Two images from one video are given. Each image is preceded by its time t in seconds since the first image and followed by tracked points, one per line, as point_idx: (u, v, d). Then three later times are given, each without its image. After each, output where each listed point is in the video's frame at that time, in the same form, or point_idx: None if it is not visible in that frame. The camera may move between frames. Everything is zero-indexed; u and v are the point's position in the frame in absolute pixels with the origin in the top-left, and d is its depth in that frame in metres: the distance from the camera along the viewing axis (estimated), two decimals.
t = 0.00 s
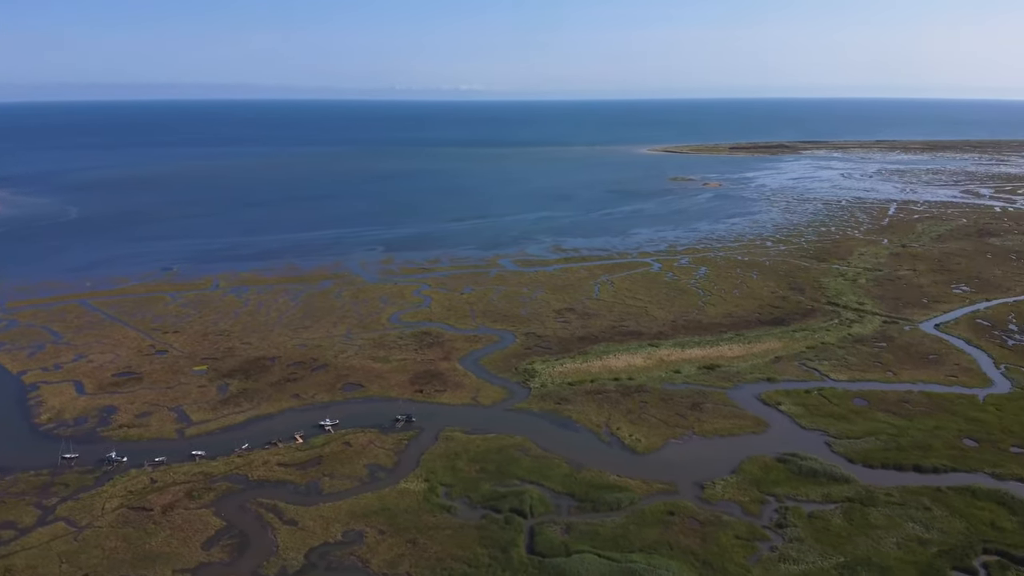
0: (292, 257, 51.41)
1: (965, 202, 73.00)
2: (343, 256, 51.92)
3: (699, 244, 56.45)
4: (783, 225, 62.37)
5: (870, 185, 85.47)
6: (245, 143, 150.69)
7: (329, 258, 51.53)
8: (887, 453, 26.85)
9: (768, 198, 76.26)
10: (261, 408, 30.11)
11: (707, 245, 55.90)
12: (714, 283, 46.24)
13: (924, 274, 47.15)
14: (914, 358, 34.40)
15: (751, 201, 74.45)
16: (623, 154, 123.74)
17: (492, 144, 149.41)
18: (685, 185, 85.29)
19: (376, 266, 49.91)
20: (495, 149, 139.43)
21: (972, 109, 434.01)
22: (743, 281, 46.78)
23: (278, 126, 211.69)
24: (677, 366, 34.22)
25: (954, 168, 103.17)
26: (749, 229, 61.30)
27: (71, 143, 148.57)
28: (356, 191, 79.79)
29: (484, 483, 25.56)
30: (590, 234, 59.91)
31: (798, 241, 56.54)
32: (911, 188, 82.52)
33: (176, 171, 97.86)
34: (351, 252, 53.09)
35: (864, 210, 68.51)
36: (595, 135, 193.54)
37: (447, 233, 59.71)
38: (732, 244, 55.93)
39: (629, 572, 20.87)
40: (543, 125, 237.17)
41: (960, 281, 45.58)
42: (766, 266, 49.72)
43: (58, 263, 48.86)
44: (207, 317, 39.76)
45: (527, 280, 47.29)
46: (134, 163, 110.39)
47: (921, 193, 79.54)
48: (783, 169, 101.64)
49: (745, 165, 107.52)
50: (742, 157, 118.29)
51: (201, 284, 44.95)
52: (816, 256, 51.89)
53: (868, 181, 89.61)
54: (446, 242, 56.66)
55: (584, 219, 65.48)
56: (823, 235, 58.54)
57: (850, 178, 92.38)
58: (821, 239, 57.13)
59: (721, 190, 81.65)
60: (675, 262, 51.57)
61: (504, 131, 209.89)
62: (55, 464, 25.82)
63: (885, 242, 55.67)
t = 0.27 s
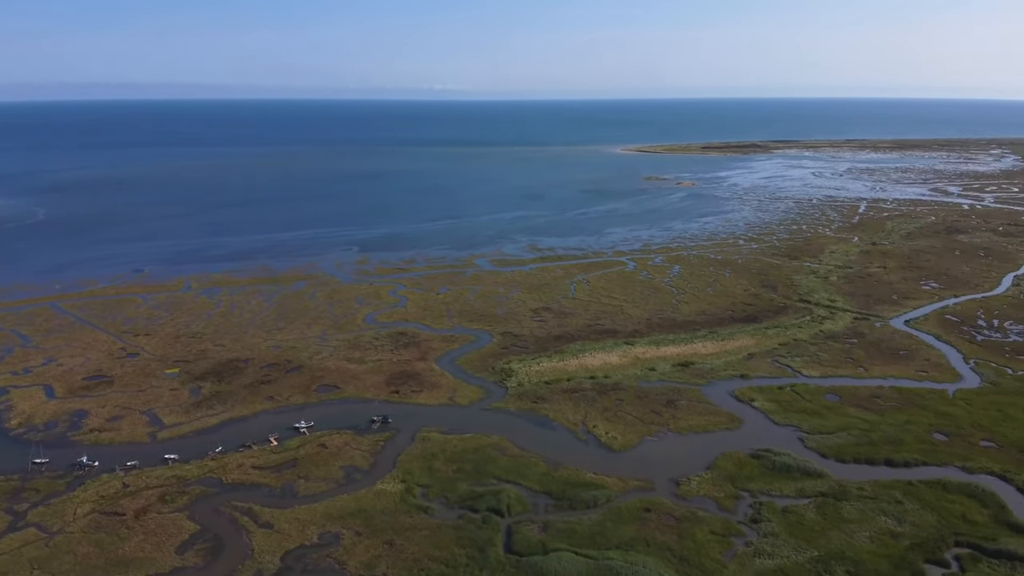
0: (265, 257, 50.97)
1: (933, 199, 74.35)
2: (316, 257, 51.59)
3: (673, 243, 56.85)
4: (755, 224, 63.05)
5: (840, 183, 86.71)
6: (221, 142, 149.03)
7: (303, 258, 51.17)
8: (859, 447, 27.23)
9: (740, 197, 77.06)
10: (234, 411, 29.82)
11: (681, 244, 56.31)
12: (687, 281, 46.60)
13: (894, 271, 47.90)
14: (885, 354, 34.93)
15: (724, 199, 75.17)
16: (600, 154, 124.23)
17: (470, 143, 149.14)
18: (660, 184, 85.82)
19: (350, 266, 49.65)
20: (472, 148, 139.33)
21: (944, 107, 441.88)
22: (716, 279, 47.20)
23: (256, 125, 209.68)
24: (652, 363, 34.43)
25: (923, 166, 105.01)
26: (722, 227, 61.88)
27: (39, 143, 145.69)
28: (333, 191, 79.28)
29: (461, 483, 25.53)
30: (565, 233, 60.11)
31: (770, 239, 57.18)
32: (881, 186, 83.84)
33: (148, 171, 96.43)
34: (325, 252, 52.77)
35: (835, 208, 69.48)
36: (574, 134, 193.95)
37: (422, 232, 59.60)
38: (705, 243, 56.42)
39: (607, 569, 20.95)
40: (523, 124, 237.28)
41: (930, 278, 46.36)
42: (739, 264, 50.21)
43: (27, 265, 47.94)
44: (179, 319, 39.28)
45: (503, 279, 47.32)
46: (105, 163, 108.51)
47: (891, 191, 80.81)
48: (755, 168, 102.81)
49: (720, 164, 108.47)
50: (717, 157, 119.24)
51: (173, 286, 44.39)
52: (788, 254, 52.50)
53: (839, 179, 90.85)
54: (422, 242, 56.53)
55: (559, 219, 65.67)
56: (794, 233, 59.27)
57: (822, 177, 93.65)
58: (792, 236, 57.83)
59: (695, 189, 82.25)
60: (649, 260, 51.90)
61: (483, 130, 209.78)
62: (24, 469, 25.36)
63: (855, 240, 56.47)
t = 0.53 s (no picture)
0: (239, 258, 50.55)
1: (904, 198, 75.54)
2: (291, 258, 51.26)
3: (649, 242, 57.20)
4: (730, 222, 63.65)
5: (813, 182, 87.89)
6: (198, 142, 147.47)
7: (277, 259, 50.82)
8: (832, 443, 27.58)
9: (714, 196, 77.81)
10: (209, 414, 29.55)
11: (657, 243, 56.66)
12: (663, 280, 46.91)
13: (866, 268, 48.58)
14: (857, 350, 35.41)
15: (698, 199, 75.82)
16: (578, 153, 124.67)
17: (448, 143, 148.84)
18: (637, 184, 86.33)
19: (326, 267, 49.40)
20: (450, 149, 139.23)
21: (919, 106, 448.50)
22: (691, 277, 47.56)
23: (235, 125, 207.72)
24: (629, 362, 34.61)
25: (893, 164, 106.79)
26: (697, 226, 62.41)
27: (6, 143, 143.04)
28: (310, 191, 78.78)
29: (440, 483, 25.49)
30: (542, 233, 60.26)
31: (744, 238, 57.76)
32: (852, 185, 85.10)
33: (122, 172, 95.08)
34: (299, 253, 52.44)
35: (807, 207, 70.39)
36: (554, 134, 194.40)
37: (398, 232, 59.48)
38: (680, 242, 56.85)
39: (585, 567, 21.01)
40: (504, 124, 237.36)
41: (901, 275, 47.07)
42: (714, 263, 50.64)
43: None
44: (151, 321, 38.82)
45: (480, 279, 47.34)
46: (77, 163, 106.80)
47: (862, 189, 82.05)
48: (729, 168, 103.92)
49: (697, 163, 109.32)
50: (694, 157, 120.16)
51: (146, 288, 43.88)
52: (762, 253, 53.04)
53: (813, 178, 92.00)
54: (398, 242, 56.39)
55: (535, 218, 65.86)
56: (768, 231, 59.93)
57: (794, 176, 94.86)
58: (766, 235, 58.46)
59: (670, 189, 82.78)
60: (625, 259, 52.17)
61: (464, 129, 209.67)
62: None
63: (828, 238, 57.18)
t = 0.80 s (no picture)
0: (213, 260, 50.09)
1: (876, 196, 76.69)
2: (265, 259, 50.89)
3: (625, 241, 57.50)
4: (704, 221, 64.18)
5: (786, 181, 88.95)
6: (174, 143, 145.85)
7: (252, 260, 50.43)
8: (807, 438, 27.91)
9: (690, 195, 78.43)
10: (183, 417, 29.27)
11: (633, 242, 56.96)
12: (639, 279, 47.17)
13: (838, 266, 49.21)
14: (831, 347, 35.86)
15: (673, 198, 76.41)
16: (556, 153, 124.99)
17: (427, 143, 148.50)
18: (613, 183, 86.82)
19: (302, 267, 49.10)
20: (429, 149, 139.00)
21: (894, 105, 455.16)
22: (666, 276, 47.88)
23: (213, 125, 205.70)
24: (606, 360, 34.78)
25: (865, 163, 108.39)
26: (672, 225, 62.87)
27: None
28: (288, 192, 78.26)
29: (418, 484, 25.44)
30: (519, 232, 60.33)
31: (718, 236, 58.28)
32: (825, 184, 86.26)
33: (95, 173, 93.70)
34: (274, 254, 52.07)
35: (780, 205, 71.22)
36: (534, 134, 194.68)
37: (375, 233, 59.34)
38: (655, 241, 57.23)
39: (563, 565, 21.08)
40: (485, 124, 237.27)
41: (873, 272, 47.75)
42: (689, 261, 51.05)
43: None
44: (124, 324, 38.36)
45: (457, 279, 47.32)
46: (47, 164, 105.04)
47: (834, 188, 83.18)
48: (703, 167, 104.91)
49: (673, 163, 110.06)
50: (671, 156, 120.94)
51: (118, 291, 43.32)
52: (737, 251, 53.54)
53: (786, 177, 93.04)
54: (374, 242, 56.20)
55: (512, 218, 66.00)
56: (742, 230, 60.52)
57: (767, 175, 95.98)
58: (740, 233, 59.04)
59: (647, 188, 83.25)
60: (602, 258, 52.41)
61: (445, 129, 209.37)
62: None
63: (801, 236, 57.83)
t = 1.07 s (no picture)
0: (186, 262, 49.62)
1: (847, 194, 77.80)
2: (240, 260, 50.49)
3: (602, 240, 57.78)
4: (680, 220, 64.66)
5: (759, 180, 89.92)
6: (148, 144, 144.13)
7: (226, 262, 50.02)
8: (782, 434, 28.22)
9: (665, 194, 79.00)
10: (157, 420, 28.98)
11: (610, 241, 57.22)
12: (616, 278, 47.42)
13: (812, 264, 49.81)
14: (805, 344, 36.28)
15: (649, 198, 76.89)
16: (534, 153, 125.24)
17: (404, 143, 148.07)
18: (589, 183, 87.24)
19: (276, 268, 48.79)
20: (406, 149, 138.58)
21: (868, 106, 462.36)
22: (643, 274, 48.18)
23: (190, 126, 203.56)
24: (584, 359, 34.92)
25: (837, 162, 109.90)
26: (648, 224, 63.28)
27: None
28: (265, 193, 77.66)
29: (396, 485, 25.39)
30: (497, 232, 60.39)
31: (693, 235, 58.75)
32: (798, 183, 87.31)
33: (67, 174, 92.24)
34: (248, 255, 51.69)
35: (754, 204, 71.99)
36: (514, 134, 194.94)
37: (350, 233, 59.30)
38: (632, 240, 57.58)
39: (542, 563, 21.14)
40: (466, 124, 237.09)
41: (846, 270, 48.39)
42: (664, 260, 51.41)
43: None
44: (97, 327, 37.88)
45: (434, 279, 47.29)
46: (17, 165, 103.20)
47: (807, 186, 84.22)
48: (678, 166, 105.69)
49: (651, 163, 110.66)
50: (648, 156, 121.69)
51: (90, 293, 42.78)
52: (711, 250, 54.00)
53: (759, 176, 93.99)
54: (349, 243, 56.00)
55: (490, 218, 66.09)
56: (717, 228, 61.05)
57: (741, 174, 96.98)
58: (715, 232, 59.56)
59: (623, 188, 83.67)
60: (579, 258, 52.62)
61: (426, 129, 208.98)
62: None
63: (775, 235, 58.46)
